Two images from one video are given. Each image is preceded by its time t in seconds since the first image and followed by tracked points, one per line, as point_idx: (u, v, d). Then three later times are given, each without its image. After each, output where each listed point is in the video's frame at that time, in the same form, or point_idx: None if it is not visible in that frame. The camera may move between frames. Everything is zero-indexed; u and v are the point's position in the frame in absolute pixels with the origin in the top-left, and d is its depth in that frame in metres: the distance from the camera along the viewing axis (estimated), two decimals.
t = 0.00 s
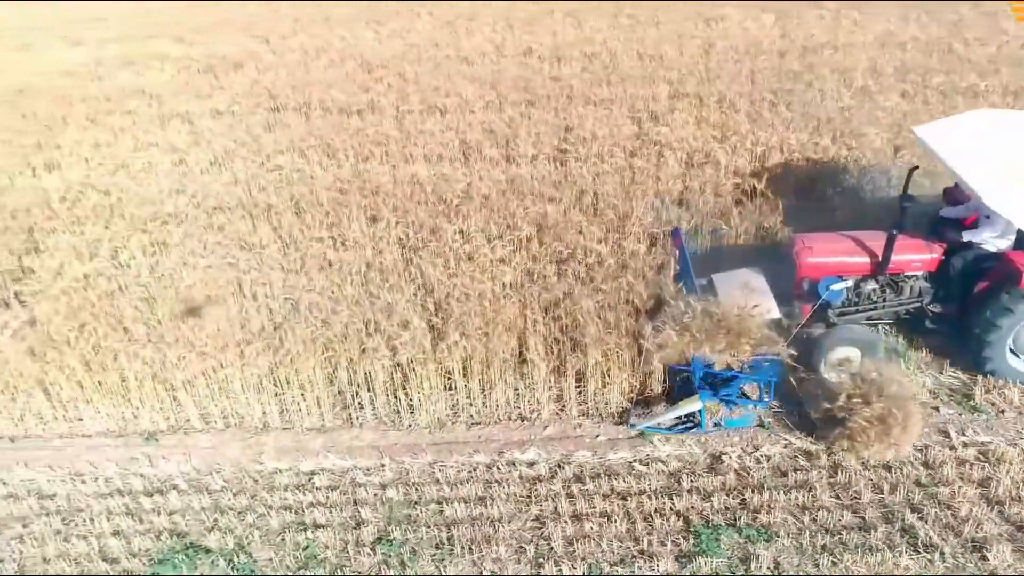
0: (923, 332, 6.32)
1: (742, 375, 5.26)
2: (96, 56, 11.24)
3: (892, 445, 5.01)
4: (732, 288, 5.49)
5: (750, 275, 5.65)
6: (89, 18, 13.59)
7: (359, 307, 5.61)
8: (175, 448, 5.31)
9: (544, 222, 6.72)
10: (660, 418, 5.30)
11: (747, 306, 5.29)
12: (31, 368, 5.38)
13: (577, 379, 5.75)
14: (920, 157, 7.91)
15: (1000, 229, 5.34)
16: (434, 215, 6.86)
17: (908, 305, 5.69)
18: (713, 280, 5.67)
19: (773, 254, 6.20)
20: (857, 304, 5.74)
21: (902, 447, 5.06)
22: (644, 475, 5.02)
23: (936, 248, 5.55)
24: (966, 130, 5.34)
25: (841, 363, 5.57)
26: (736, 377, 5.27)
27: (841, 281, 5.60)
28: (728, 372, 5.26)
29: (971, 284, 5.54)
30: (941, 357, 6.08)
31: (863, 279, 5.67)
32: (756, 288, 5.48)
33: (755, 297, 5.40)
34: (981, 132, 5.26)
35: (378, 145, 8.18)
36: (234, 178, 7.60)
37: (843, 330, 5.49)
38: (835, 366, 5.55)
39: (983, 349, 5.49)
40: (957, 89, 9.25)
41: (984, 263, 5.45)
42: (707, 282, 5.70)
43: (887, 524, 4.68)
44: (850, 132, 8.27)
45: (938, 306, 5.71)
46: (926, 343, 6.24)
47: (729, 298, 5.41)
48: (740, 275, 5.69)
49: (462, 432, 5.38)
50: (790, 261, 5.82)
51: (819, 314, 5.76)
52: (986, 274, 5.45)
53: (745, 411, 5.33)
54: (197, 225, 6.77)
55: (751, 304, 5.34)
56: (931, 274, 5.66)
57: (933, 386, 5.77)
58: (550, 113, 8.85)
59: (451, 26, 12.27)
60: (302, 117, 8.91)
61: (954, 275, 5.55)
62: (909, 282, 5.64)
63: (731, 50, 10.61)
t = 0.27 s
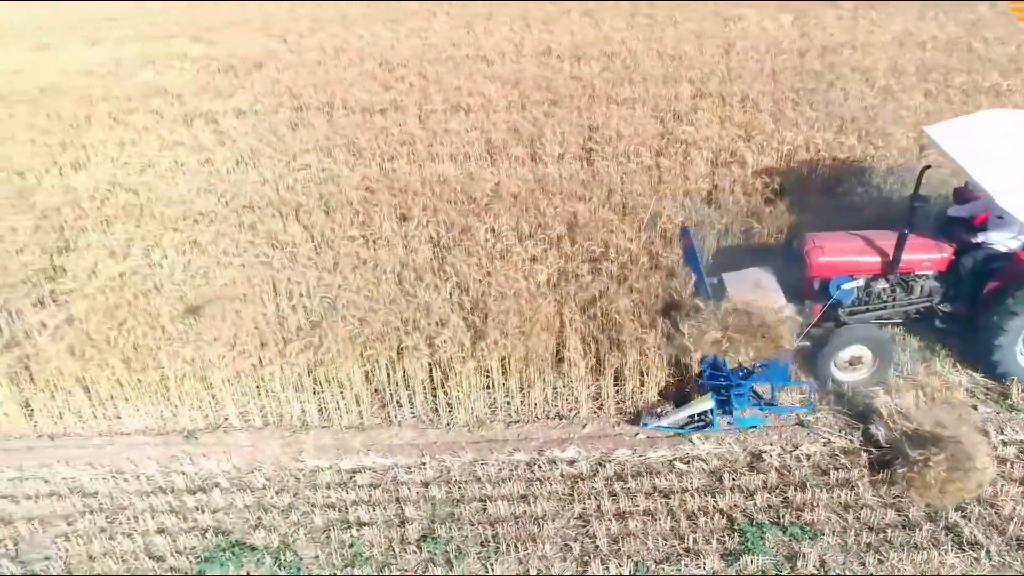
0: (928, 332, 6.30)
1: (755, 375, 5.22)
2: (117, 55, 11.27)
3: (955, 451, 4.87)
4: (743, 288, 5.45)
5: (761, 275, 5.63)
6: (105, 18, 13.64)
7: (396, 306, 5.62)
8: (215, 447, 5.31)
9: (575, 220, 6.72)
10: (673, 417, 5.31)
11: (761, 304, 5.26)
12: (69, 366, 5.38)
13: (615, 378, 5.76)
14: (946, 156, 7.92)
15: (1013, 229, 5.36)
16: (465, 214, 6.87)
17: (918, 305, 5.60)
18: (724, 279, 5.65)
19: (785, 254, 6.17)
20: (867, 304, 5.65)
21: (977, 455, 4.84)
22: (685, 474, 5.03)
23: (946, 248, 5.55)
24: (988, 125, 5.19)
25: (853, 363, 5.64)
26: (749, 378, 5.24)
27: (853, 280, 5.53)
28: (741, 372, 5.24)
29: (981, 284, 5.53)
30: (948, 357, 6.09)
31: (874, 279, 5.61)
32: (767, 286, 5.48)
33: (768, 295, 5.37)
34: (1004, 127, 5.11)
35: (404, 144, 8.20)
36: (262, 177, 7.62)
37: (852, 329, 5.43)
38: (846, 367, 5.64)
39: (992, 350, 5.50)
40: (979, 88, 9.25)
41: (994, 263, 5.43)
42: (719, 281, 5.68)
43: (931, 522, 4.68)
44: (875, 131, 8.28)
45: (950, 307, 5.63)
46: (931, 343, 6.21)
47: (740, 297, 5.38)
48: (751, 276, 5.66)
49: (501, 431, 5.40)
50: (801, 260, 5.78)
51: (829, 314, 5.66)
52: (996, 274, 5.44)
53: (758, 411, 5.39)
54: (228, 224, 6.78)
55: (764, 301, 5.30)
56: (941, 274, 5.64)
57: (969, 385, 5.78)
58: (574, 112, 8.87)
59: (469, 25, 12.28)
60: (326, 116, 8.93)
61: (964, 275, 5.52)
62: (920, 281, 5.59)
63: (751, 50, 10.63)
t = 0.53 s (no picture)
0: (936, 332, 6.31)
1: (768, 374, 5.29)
2: (137, 55, 11.29)
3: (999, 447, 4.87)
4: (755, 287, 5.59)
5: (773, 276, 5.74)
6: (123, 18, 13.65)
7: (435, 305, 5.62)
8: (257, 446, 5.32)
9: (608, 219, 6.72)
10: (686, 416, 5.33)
11: (774, 302, 5.35)
12: (111, 365, 5.37)
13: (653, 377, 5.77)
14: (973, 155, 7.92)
15: None
16: (496, 212, 6.88)
17: (930, 304, 5.62)
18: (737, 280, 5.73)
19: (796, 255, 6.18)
20: (880, 303, 5.67)
21: None
22: (729, 472, 5.03)
23: (958, 248, 5.56)
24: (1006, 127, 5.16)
25: (865, 363, 5.64)
26: (762, 377, 5.31)
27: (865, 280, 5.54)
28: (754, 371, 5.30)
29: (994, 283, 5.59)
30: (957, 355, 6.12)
31: (886, 279, 5.62)
32: (775, 286, 5.60)
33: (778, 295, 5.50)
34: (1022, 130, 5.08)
35: (432, 144, 8.20)
36: (291, 177, 7.63)
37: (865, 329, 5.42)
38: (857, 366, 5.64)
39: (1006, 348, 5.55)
40: (1003, 87, 9.25)
41: (1007, 263, 5.48)
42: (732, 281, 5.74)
43: (977, 520, 4.68)
44: (901, 130, 8.28)
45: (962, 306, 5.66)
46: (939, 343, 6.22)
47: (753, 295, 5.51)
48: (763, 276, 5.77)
49: (542, 430, 5.41)
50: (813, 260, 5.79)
51: (841, 313, 5.68)
52: (1009, 274, 5.51)
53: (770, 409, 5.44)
54: (261, 223, 6.79)
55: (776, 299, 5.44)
56: (953, 275, 5.66)
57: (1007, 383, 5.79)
58: (600, 111, 8.87)
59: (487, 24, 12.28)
60: (351, 116, 8.93)
61: (976, 275, 5.55)
62: (932, 281, 5.59)
63: (772, 49, 10.63)
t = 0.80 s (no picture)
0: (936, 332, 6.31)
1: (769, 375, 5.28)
2: (152, 55, 11.29)
3: None
4: (755, 288, 5.64)
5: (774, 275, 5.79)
6: (135, 18, 13.66)
7: (461, 305, 5.62)
8: (286, 446, 5.32)
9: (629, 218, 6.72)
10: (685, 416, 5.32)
11: (775, 303, 5.40)
12: (139, 364, 5.38)
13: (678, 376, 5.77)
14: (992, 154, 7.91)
15: None
16: (517, 212, 6.87)
17: (931, 305, 5.62)
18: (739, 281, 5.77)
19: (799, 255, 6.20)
20: (881, 303, 5.68)
21: None
22: (758, 472, 5.03)
23: (959, 248, 5.54)
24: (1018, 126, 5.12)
25: (866, 362, 5.66)
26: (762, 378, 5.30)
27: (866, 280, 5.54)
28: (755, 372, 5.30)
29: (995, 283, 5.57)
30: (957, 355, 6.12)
31: (887, 279, 5.62)
32: (778, 286, 5.66)
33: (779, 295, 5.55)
34: None
35: (450, 144, 8.20)
36: (311, 177, 7.63)
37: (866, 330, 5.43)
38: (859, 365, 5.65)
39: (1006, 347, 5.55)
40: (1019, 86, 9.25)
41: (1008, 263, 5.46)
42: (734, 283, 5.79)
43: (1009, 520, 4.66)
44: (919, 130, 8.28)
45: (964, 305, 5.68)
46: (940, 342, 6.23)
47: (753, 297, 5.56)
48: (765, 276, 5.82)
49: (569, 430, 5.42)
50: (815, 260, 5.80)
51: (843, 313, 5.70)
52: (1010, 273, 5.50)
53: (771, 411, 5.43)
54: (283, 224, 6.79)
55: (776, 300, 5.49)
56: (955, 275, 5.65)
57: None
58: (617, 111, 8.87)
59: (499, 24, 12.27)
60: (368, 115, 8.92)
61: (977, 275, 5.54)
62: (933, 282, 5.59)
63: (787, 49, 10.63)
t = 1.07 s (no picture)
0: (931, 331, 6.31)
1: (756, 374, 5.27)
2: (161, 55, 11.31)
3: None
4: (744, 287, 5.63)
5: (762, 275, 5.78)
6: (143, 18, 13.70)
7: (472, 304, 5.63)
8: (301, 445, 5.33)
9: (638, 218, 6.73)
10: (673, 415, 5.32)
11: (767, 303, 5.39)
12: (154, 363, 5.40)
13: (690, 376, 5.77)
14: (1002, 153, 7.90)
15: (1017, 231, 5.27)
16: (527, 212, 6.88)
17: (920, 304, 5.60)
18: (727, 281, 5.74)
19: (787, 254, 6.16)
20: (869, 303, 5.64)
21: None
22: (773, 471, 5.03)
23: (948, 248, 5.50)
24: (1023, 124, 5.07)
25: (855, 362, 5.61)
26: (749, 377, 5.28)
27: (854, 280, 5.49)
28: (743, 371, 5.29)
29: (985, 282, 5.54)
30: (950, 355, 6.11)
31: (875, 278, 5.57)
32: (767, 285, 5.66)
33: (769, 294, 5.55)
34: None
35: (459, 144, 8.20)
36: (321, 176, 7.64)
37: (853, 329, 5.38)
38: (847, 366, 5.61)
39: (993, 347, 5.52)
40: None
41: (997, 263, 5.43)
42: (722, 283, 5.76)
43: None
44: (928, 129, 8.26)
45: (953, 304, 5.68)
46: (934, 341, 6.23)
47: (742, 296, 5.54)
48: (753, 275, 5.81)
49: (583, 429, 5.42)
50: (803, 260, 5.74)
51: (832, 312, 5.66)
52: (1000, 273, 5.45)
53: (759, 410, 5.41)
54: (294, 223, 6.80)
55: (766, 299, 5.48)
56: (944, 274, 5.62)
57: None
58: (625, 111, 8.87)
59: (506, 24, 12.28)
60: (377, 115, 8.93)
61: (966, 274, 5.52)
62: (922, 282, 5.55)
63: (794, 49, 10.63)
